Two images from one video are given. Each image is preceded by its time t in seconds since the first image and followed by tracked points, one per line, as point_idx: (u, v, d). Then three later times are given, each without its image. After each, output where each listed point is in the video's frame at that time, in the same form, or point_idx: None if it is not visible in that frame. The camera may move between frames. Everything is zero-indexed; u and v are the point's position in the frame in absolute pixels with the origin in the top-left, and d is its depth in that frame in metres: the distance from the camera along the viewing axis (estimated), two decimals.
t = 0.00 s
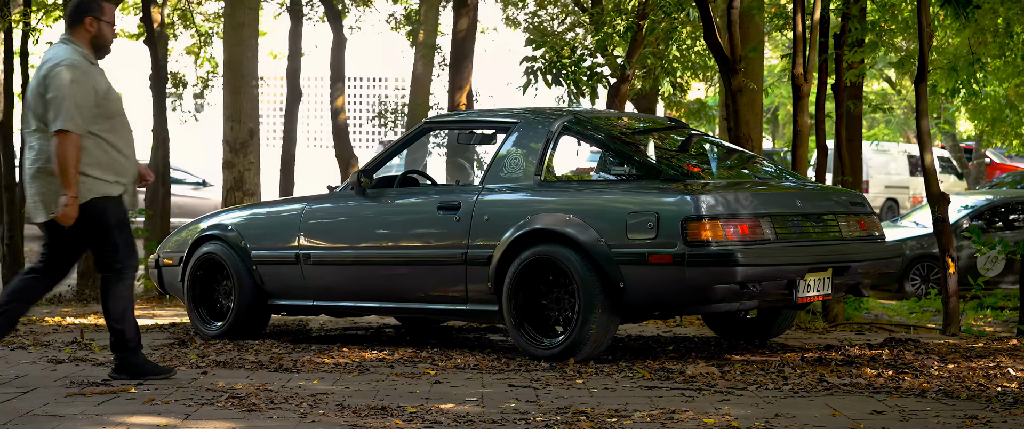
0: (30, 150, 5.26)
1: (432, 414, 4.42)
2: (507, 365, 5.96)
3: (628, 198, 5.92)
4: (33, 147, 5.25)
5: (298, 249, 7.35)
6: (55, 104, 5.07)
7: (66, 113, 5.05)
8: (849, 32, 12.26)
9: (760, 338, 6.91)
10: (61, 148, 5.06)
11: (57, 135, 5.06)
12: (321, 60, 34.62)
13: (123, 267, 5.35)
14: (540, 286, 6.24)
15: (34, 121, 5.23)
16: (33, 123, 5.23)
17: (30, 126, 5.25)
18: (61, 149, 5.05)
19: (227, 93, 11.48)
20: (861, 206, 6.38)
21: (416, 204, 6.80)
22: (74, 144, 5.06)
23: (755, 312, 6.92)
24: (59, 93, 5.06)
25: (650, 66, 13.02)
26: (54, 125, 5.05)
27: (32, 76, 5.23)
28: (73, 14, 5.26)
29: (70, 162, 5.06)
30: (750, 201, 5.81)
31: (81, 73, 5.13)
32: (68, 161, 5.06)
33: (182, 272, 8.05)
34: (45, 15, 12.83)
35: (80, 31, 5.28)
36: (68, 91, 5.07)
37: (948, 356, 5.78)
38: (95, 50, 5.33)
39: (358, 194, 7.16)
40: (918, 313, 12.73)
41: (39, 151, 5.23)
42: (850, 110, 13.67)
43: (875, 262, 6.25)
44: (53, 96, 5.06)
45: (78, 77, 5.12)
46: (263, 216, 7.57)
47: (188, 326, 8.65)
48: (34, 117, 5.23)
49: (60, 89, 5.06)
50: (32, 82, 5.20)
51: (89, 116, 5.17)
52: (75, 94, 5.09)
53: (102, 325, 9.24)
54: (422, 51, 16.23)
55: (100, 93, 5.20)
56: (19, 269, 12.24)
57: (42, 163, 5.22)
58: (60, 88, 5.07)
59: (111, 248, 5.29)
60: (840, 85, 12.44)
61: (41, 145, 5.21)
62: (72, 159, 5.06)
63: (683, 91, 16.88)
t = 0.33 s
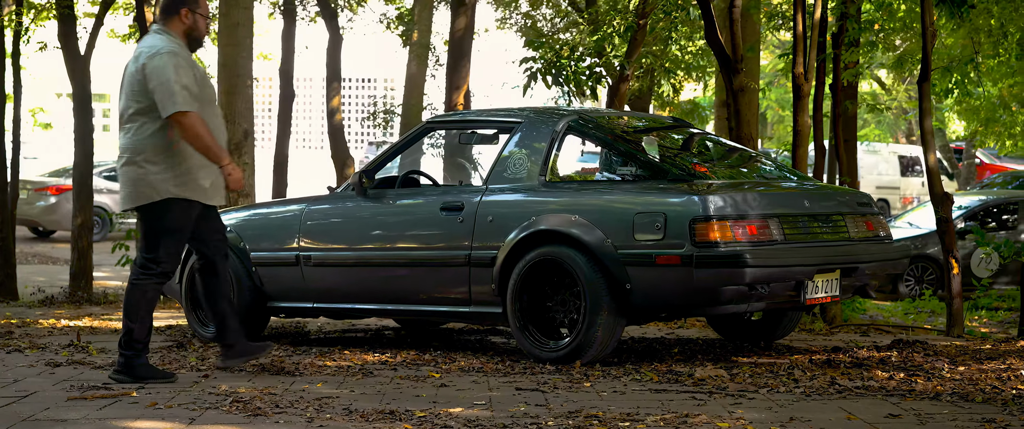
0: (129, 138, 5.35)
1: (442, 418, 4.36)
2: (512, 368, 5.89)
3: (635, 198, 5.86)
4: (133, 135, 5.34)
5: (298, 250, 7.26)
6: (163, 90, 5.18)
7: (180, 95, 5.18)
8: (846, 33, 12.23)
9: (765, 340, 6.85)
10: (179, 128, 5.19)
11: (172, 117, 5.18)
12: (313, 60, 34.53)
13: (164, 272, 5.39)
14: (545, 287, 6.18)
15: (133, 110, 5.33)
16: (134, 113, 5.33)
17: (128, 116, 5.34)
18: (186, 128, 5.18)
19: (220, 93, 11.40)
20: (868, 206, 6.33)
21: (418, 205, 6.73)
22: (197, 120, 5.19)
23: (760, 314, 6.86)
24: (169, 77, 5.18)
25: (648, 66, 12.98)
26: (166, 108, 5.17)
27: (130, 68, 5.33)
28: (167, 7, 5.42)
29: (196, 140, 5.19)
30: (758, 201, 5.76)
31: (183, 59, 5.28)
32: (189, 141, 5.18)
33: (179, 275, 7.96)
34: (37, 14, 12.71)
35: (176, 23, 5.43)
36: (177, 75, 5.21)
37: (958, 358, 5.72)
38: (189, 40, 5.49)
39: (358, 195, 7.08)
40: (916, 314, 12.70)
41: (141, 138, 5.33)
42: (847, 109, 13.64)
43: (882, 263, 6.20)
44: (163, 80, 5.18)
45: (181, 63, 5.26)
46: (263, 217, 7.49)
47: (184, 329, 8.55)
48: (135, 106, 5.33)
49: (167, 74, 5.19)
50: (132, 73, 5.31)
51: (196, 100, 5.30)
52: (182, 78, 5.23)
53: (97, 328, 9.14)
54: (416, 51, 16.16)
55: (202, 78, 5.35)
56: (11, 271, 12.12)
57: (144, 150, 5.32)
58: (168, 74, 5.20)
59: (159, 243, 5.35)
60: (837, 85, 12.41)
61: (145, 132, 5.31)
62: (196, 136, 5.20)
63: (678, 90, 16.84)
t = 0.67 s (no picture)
0: (216, 140, 5.26)
1: (450, 423, 4.28)
2: (516, 371, 5.82)
3: (640, 199, 5.81)
4: (220, 136, 5.25)
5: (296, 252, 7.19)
6: (242, 91, 5.05)
7: (257, 94, 5.03)
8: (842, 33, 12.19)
9: (768, 342, 6.80)
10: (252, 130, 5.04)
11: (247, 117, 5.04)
12: (303, 60, 34.41)
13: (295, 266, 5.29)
14: (549, 289, 6.12)
15: (219, 111, 5.24)
16: (219, 114, 5.24)
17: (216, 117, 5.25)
18: (258, 130, 5.02)
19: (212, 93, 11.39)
20: (874, 208, 6.28)
21: (418, 206, 6.67)
22: (269, 123, 5.03)
23: (763, 316, 6.80)
24: (247, 76, 5.05)
25: (642, 66, 12.93)
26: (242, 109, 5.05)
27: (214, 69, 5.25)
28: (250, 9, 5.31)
29: (265, 141, 5.02)
30: (764, 202, 5.71)
31: (264, 59, 5.14)
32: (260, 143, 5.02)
33: (175, 277, 7.88)
34: (27, 13, 12.60)
35: (260, 24, 5.30)
36: (255, 74, 5.06)
37: (966, 360, 5.67)
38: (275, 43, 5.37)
39: (356, 196, 7.00)
40: (912, 314, 12.69)
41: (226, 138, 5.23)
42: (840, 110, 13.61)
43: (888, 265, 6.14)
44: (242, 80, 5.05)
45: (263, 63, 5.13)
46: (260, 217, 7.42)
47: (180, 331, 8.46)
48: (220, 107, 5.24)
49: (244, 75, 5.06)
50: (214, 74, 5.22)
51: (275, 100, 5.14)
52: (262, 77, 5.08)
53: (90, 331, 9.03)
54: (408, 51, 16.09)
55: (285, 79, 5.20)
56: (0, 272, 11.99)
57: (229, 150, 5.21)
58: (244, 72, 5.07)
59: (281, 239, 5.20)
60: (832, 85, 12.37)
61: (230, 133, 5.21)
62: (266, 138, 5.03)
63: (671, 90, 16.78)
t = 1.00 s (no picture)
0: (287, 136, 5.44)
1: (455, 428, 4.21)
2: (517, 374, 5.75)
3: (643, 200, 5.74)
4: (291, 132, 5.43)
5: (291, 254, 7.11)
6: (316, 86, 5.23)
7: (330, 91, 5.20)
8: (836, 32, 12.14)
9: (770, 343, 6.75)
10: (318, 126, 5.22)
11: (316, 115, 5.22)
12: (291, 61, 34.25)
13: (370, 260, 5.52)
14: (550, 291, 6.06)
15: (292, 109, 5.42)
16: (295, 110, 5.41)
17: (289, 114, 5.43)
18: (324, 125, 5.19)
19: (202, 93, 11.30)
20: (877, 208, 6.23)
21: (416, 207, 6.58)
22: (334, 121, 5.21)
23: (765, 317, 6.75)
24: (321, 74, 5.23)
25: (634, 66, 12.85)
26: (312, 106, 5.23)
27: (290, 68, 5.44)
28: (328, 13, 5.51)
29: (328, 140, 5.19)
30: (769, 203, 5.65)
31: (341, 59, 5.32)
32: (324, 140, 5.19)
33: (168, 279, 7.78)
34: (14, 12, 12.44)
35: (341, 28, 5.51)
36: (328, 73, 5.24)
37: (972, 362, 5.61)
38: (351, 48, 5.58)
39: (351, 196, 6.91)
40: (906, 315, 12.63)
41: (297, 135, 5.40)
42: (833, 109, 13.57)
43: (893, 266, 6.08)
44: (316, 77, 5.23)
45: (339, 63, 5.30)
46: (253, 219, 7.35)
47: (173, 334, 8.35)
48: (296, 104, 5.41)
49: (320, 71, 5.24)
50: (291, 72, 5.42)
51: (348, 101, 5.30)
52: (337, 76, 5.26)
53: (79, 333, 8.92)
54: (398, 51, 15.98)
55: (359, 82, 5.37)
56: None
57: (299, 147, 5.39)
58: (318, 71, 5.24)
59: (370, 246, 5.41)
60: (827, 84, 12.30)
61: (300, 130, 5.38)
62: (329, 135, 5.20)
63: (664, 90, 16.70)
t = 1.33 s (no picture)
0: (359, 123, 5.35)
1: None
2: (518, 377, 5.69)
3: (644, 200, 5.68)
4: (363, 119, 5.34)
5: (286, 255, 7.02)
6: (410, 70, 5.25)
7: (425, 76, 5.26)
8: (829, 31, 12.08)
9: (770, 345, 6.71)
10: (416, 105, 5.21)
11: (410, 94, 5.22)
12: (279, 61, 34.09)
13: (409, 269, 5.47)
14: (550, 293, 6.00)
15: (368, 95, 5.33)
16: (374, 97, 5.32)
17: (360, 102, 5.36)
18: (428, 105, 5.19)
19: (191, 94, 11.20)
20: (878, 209, 6.18)
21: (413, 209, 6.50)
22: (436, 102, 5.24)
23: (765, 318, 6.72)
24: (413, 58, 5.28)
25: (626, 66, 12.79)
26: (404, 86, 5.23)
27: (361, 58, 5.41)
28: (389, 12, 5.54)
29: (434, 117, 5.20)
30: (772, 203, 5.59)
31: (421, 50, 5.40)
32: (427, 117, 5.20)
33: (161, 281, 7.69)
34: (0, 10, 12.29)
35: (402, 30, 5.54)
36: (416, 57, 5.30)
37: (976, 364, 5.56)
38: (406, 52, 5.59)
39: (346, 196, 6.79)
40: (898, 315, 12.64)
41: (373, 121, 5.32)
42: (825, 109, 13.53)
43: (895, 266, 6.03)
44: (409, 62, 5.26)
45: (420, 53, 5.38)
46: (248, 220, 7.27)
47: (165, 335, 8.26)
48: (375, 90, 5.33)
49: (412, 57, 5.29)
50: (364, 61, 5.39)
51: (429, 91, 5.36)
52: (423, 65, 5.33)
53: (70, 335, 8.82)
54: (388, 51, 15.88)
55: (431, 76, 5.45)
56: None
57: (375, 133, 5.31)
58: (406, 54, 5.29)
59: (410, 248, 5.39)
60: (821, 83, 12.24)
61: (377, 116, 5.32)
62: (433, 115, 5.20)
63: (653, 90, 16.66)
